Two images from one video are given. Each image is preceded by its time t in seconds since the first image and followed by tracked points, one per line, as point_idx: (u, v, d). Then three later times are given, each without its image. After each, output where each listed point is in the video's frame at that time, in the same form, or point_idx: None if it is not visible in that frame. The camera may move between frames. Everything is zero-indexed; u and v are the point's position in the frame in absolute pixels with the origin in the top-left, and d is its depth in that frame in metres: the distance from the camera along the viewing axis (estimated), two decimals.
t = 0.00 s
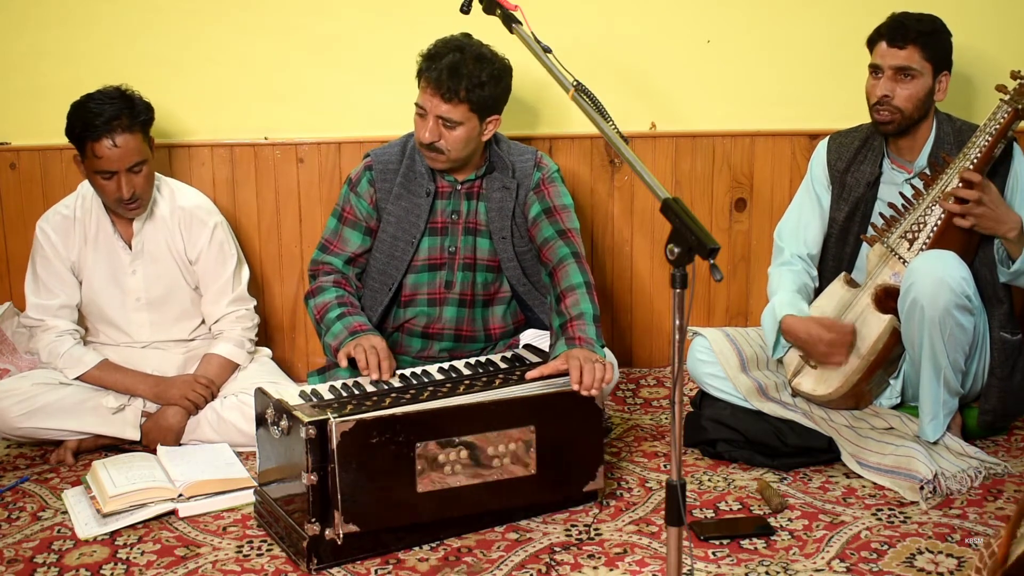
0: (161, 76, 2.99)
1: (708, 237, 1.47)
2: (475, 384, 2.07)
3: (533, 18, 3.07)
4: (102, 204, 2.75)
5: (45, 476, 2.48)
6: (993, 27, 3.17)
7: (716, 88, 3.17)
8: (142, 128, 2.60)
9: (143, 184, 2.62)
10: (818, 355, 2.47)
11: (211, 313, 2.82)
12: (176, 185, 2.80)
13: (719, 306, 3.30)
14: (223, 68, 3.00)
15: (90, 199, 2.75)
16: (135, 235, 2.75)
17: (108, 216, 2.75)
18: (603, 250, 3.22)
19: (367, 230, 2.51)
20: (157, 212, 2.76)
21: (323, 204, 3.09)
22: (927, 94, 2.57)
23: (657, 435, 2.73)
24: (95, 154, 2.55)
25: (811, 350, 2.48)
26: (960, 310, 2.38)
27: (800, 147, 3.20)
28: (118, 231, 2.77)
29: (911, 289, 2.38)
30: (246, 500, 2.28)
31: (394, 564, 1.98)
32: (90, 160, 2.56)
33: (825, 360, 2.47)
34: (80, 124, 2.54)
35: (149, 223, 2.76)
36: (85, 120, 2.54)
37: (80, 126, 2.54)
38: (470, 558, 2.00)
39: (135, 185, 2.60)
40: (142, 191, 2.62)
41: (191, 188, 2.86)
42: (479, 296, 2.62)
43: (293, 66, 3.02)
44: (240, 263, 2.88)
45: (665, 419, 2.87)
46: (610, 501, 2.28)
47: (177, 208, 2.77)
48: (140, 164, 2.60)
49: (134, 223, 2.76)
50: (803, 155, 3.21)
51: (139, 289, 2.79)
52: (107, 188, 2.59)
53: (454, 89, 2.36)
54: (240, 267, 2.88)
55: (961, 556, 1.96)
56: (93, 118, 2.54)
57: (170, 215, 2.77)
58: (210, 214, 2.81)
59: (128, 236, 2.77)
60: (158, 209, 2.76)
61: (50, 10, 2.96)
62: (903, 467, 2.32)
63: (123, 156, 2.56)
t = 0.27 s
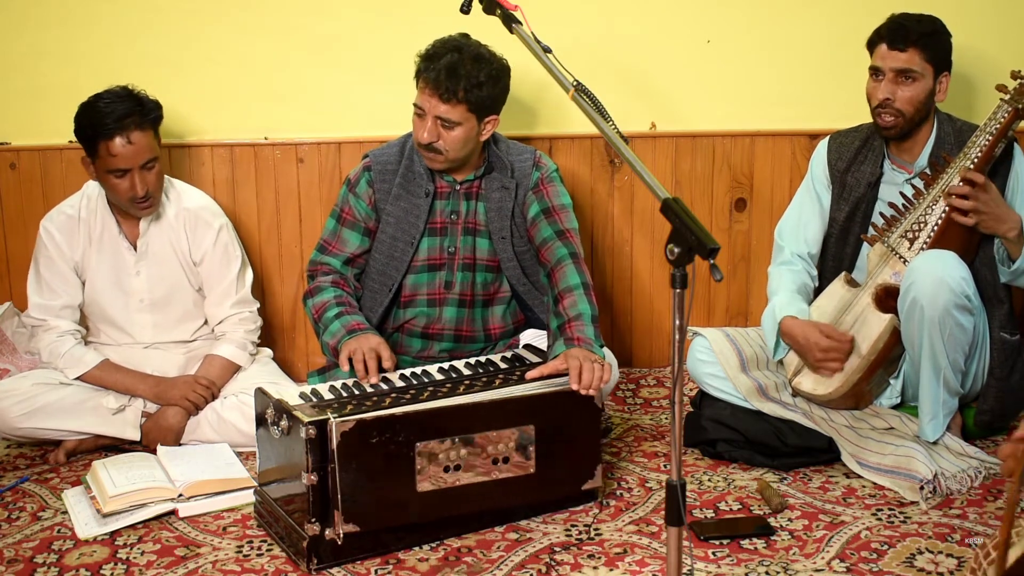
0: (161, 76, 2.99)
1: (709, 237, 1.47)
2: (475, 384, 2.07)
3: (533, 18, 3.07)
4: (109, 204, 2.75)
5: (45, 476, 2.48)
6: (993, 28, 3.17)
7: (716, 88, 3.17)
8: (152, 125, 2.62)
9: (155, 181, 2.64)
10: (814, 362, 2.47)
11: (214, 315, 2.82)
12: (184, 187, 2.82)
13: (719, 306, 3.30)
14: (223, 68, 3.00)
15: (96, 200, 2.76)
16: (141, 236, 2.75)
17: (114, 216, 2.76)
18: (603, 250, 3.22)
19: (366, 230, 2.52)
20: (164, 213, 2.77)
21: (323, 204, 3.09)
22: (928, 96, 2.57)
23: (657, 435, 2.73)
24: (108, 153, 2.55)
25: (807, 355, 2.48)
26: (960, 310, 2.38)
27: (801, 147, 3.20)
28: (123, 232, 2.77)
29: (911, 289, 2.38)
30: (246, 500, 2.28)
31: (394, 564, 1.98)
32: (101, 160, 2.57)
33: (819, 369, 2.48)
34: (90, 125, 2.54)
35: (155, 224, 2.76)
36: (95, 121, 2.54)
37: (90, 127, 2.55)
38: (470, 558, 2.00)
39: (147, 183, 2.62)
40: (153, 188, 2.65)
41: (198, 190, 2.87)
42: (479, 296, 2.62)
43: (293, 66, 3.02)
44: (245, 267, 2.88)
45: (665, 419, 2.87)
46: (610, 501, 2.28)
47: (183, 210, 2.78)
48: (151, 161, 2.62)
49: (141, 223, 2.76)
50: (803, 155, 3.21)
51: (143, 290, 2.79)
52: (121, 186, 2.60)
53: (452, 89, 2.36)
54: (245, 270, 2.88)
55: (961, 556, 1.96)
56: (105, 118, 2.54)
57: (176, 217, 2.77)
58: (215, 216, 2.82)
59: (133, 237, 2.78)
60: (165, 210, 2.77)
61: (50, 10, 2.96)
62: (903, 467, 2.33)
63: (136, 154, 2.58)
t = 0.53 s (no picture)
0: (161, 76, 2.99)
1: (708, 237, 1.47)
2: (475, 384, 2.07)
3: (533, 18, 3.07)
4: (110, 203, 2.75)
5: (45, 476, 2.48)
6: (994, 28, 3.17)
7: (716, 88, 3.17)
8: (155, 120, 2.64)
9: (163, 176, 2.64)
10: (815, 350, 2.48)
11: (215, 315, 2.82)
12: (185, 187, 2.82)
13: (719, 306, 3.30)
14: (223, 68, 3.00)
15: (97, 200, 2.76)
16: (142, 235, 2.75)
17: (116, 216, 2.76)
18: (603, 250, 3.22)
19: (361, 233, 2.52)
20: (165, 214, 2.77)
21: (322, 204, 3.09)
22: (928, 97, 2.57)
23: (657, 435, 2.73)
24: (115, 150, 2.57)
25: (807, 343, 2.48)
26: (960, 310, 2.38)
27: (801, 147, 3.20)
28: (125, 232, 2.77)
29: (911, 289, 2.38)
30: (246, 500, 2.28)
31: (394, 564, 1.98)
32: (109, 157, 2.58)
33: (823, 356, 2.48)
34: (94, 123, 2.57)
35: (158, 222, 2.76)
36: (98, 119, 2.56)
37: (92, 125, 2.57)
38: (470, 557, 2.00)
39: (157, 177, 2.63)
40: (162, 183, 2.64)
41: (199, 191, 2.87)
42: (477, 296, 2.62)
43: (293, 66, 3.02)
44: (246, 267, 2.88)
45: (665, 419, 2.87)
46: (610, 502, 2.28)
47: (184, 210, 2.78)
48: (158, 155, 2.63)
49: (142, 221, 2.76)
50: (803, 155, 3.21)
51: (144, 291, 2.79)
52: (130, 183, 2.60)
53: (432, 83, 2.36)
54: (245, 270, 2.88)
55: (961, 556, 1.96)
56: (107, 116, 2.56)
57: (177, 217, 2.77)
58: (216, 216, 2.82)
59: (134, 237, 2.78)
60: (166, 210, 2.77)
61: (50, 10, 2.96)
62: (903, 467, 2.32)
63: (142, 149, 2.58)
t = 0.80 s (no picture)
0: (161, 76, 2.99)
1: (709, 237, 1.47)
2: (475, 384, 2.07)
3: (533, 18, 3.07)
4: (105, 203, 2.75)
5: (45, 476, 2.48)
6: (994, 28, 3.17)
7: (716, 88, 3.17)
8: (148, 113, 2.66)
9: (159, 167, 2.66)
10: (814, 352, 2.48)
11: (212, 314, 2.82)
12: (179, 185, 2.82)
13: (719, 306, 3.30)
14: (223, 68, 3.00)
15: (92, 200, 2.76)
16: (137, 234, 2.75)
17: (111, 216, 2.76)
18: (602, 251, 3.22)
19: (359, 234, 2.52)
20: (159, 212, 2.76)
21: (322, 203, 3.09)
22: (930, 94, 2.57)
23: (657, 435, 2.73)
24: (111, 143, 2.57)
25: (807, 345, 2.48)
26: (959, 310, 2.38)
27: (801, 147, 3.20)
28: (120, 231, 2.77)
29: (911, 289, 2.38)
30: (246, 500, 2.28)
31: (394, 564, 1.98)
32: (105, 152, 2.59)
33: (822, 358, 2.48)
34: (84, 121, 2.58)
35: (153, 218, 2.76)
36: (88, 117, 2.58)
37: (84, 123, 2.58)
38: (470, 558, 2.00)
39: (154, 169, 2.64)
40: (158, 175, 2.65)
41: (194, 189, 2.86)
42: (475, 297, 2.62)
43: (293, 66, 3.02)
44: (242, 264, 2.88)
45: (665, 419, 2.87)
46: (610, 502, 2.28)
47: (178, 208, 2.78)
48: (153, 148, 2.64)
49: (138, 217, 2.75)
50: (802, 155, 3.21)
51: (141, 290, 2.79)
52: (128, 177, 2.60)
53: (425, 85, 2.37)
54: (242, 267, 2.88)
55: (961, 556, 1.96)
56: (99, 111, 2.57)
57: (172, 215, 2.77)
58: (211, 214, 2.81)
59: (130, 236, 2.78)
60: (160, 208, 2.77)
61: (50, 10, 2.96)
62: (903, 467, 2.33)
63: (138, 141, 2.59)
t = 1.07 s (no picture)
0: (161, 76, 2.99)
1: (709, 237, 1.47)
2: (475, 384, 2.07)
3: (533, 18, 3.07)
4: (96, 202, 2.75)
5: (45, 476, 2.48)
6: (994, 28, 3.17)
7: (716, 88, 3.17)
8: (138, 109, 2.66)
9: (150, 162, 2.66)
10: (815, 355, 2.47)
11: (208, 311, 2.82)
12: (170, 184, 2.81)
13: (719, 306, 3.30)
14: (223, 68, 3.00)
15: (85, 200, 2.76)
16: (129, 232, 2.75)
17: (102, 216, 2.75)
18: (602, 251, 3.22)
19: (357, 235, 2.52)
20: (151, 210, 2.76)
21: (322, 203, 3.09)
22: (927, 97, 2.57)
23: (657, 435, 2.73)
24: (100, 140, 2.57)
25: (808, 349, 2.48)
26: (960, 310, 2.38)
27: (801, 147, 3.20)
28: (113, 230, 2.77)
29: (911, 289, 2.38)
30: (246, 500, 2.28)
31: (394, 564, 1.98)
32: (95, 149, 2.58)
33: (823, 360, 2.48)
34: (73, 118, 2.58)
35: (146, 215, 2.75)
36: (77, 113, 2.58)
37: (72, 120, 2.59)
38: (470, 558, 2.00)
39: (144, 165, 2.64)
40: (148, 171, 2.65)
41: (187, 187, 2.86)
42: (476, 297, 2.62)
43: (293, 66, 3.02)
44: (236, 261, 2.88)
45: (665, 419, 2.87)
46: (610, 502, 2.28)
47: (171, 206, 2.77)
48: (143, 144, 2.64)
49: (131, 214, 2.74)
50: (802, 155, 3.21)
51: (136, 289, 2.79)
52: (118, 173, 2.61)
53: (424, 88, 2.35)
54: (236, 264, 2.87)
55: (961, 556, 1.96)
56: (87, 108, 2.58)
57: (164, 213, 2.77)
58: (204, 212, 2.81)
59: (123, 235, 2.77)
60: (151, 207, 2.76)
61: (50, 10, 2.96)
62: (903, 467, 2.32)
63: (126, 137, 2.59)
